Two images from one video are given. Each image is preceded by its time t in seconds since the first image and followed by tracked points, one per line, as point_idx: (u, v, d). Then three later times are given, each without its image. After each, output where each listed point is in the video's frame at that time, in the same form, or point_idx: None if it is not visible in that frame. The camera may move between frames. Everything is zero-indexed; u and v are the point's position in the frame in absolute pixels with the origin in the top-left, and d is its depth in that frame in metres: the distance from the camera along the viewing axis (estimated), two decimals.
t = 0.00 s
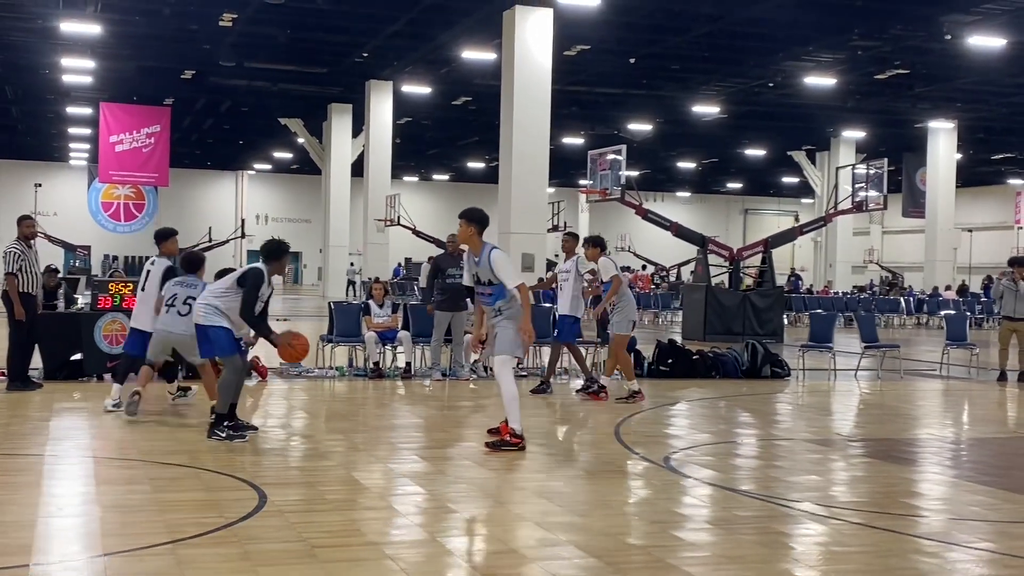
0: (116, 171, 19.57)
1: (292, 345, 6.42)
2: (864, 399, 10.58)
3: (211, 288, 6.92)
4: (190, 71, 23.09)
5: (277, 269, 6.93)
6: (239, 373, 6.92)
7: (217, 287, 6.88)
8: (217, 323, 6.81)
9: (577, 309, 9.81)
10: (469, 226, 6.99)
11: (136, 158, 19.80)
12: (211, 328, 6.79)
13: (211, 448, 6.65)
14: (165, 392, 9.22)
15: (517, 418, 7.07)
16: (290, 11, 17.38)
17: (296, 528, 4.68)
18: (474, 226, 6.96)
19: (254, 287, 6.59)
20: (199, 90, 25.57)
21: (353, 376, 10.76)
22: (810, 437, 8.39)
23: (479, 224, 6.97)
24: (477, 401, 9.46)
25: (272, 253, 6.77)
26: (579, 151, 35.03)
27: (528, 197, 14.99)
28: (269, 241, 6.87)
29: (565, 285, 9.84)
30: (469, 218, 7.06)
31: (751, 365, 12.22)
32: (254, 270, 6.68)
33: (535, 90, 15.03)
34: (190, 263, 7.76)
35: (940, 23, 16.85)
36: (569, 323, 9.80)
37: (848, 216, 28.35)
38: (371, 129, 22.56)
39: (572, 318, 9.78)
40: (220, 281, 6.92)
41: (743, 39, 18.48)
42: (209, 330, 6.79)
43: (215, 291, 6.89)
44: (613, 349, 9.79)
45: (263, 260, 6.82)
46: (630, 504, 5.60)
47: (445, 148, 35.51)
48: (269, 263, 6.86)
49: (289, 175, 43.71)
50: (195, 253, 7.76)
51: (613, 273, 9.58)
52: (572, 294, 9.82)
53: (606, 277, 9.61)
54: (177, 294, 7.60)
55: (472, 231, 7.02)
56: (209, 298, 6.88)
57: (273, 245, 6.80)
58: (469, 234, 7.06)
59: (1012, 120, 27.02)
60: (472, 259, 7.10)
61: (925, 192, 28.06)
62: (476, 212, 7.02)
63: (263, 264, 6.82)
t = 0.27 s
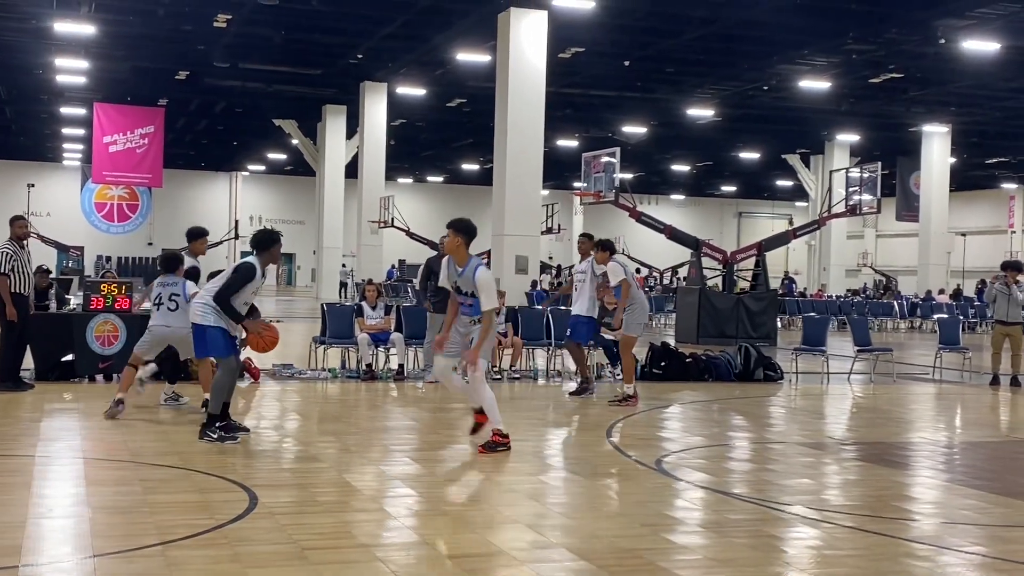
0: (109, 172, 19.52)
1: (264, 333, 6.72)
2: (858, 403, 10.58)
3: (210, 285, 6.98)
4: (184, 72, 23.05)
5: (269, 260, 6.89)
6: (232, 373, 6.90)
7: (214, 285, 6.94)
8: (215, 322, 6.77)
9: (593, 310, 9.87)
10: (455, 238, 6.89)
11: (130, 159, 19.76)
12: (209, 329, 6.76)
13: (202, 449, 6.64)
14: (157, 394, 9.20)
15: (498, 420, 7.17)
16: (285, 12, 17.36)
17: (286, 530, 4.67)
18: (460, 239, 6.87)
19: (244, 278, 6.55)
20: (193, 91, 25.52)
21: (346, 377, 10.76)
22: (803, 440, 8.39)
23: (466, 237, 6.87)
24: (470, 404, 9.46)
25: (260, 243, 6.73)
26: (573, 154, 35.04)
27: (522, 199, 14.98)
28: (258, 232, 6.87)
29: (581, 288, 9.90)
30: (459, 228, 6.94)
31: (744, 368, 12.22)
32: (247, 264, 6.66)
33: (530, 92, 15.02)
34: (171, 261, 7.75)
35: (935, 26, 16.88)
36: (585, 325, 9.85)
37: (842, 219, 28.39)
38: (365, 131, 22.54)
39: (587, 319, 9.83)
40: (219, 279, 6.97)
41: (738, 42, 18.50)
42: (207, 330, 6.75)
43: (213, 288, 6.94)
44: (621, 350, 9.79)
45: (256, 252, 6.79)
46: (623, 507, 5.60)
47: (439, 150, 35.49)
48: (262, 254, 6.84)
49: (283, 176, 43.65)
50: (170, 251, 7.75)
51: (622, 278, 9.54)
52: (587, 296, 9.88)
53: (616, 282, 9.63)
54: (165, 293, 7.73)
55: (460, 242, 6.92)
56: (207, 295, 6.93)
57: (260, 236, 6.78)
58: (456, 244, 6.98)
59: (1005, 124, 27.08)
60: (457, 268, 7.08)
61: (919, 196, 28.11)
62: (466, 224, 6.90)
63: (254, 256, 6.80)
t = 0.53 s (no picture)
0: (96, 172, 19.44)
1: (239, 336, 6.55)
2: (844, 404, 10.62)
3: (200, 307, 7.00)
4: (172, 72, 22.98)
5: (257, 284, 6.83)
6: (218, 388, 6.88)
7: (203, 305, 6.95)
8: (198, 335, 6.77)
9: (604, 315, 9.84)
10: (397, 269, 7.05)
11: (117, 158, 19.68)
12: (192, 340, 6.76)
13: (190, 450, 6.63)
14: (144, 394, 9.17)
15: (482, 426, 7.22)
16: (273, 12, 17.32)
17: (273, 531, 4.66)
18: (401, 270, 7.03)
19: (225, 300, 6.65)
20: (181, 91, 25.44)
21: (334, 378, 10.76)
22: (790, 442, 8.42)
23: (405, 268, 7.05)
24: (458, 405, 9.47)
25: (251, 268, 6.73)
26: (562, 155, 35.06)
27: (510, 200, 14.99)
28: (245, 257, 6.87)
29: (589, 291, 9.81)
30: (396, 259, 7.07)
31: (732, 370, 12.26)
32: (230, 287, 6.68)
33: (518, 93, 15.03)
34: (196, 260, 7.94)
35: (923, 29, 16.95)
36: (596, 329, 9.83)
37: (830, 221, 28.48)
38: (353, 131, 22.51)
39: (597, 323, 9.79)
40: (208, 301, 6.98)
41: (727, 44, 18.54)
42: (189, 342, 6.76)
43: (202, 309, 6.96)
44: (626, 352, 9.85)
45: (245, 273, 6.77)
46: (611, 508, 5.61)
47: (428, 151, 35.45)
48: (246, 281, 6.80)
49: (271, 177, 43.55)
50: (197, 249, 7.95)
51: (633, 281, 9.48)
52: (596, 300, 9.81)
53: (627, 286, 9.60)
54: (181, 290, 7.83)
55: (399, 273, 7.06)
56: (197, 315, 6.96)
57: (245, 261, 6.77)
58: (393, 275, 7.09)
59: (992, 127, 27.22)
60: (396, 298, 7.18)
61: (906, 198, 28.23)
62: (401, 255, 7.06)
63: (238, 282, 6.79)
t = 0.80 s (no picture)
0: (78, 171, 19.31)
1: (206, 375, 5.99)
2: (826, 404, 10.67)
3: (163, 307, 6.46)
4: (154, 70, 22.85)
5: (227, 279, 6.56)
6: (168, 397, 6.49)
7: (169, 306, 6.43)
8: (164, 345, 6.37)
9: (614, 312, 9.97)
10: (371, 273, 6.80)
11: (99, 157, 19.55)
12: (155, 350, 6.35)
13: (169, 449, 6.59)
14: (125, 394, 9.12)
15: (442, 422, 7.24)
16: (256, 11, 17.24)
17: (254, 531, 4.63)
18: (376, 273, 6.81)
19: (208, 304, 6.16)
20: (164, 90, 25.31)
21: (316, 378, 10.74)
22: (772, 441, 8.46)
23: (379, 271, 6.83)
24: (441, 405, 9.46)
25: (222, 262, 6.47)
26: (546, 155, 35.08)
27: (494, 200, 14.98)
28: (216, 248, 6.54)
29: (598, 290, 9.94)
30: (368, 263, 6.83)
31: (714, 370, 12.30)
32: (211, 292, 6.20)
33: (501, 93, 15.02)
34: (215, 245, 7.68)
35: (905, 32, 17.05)
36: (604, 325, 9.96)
37: (812, 222, 28.62)
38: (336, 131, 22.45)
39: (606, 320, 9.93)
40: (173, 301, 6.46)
41: (710, 45, 18.59)
42: (152, 352, 6.35)
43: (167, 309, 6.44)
44: (634, 353, 9.92)
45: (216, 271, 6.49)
46: (595, 508, 5.61)
47: (411, 150, 35.40)
48: (220, 273, 6.54)
49: (254, 176, 43.36)
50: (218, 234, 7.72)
51: (633, 279, 9.58)
52: (606, 298, 9.93)
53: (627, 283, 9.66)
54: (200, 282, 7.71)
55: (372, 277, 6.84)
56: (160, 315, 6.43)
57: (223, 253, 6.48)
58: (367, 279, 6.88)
59: (973, 129, 27.42)
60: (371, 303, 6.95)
61: (888, 199, 28.39)
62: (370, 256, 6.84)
63: (216, 275, 6.49)
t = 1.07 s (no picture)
0: (53, 169, 19.14)
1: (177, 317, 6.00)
2: (802, 403, 10.73)
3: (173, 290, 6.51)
4: (130, 68, 22.68)
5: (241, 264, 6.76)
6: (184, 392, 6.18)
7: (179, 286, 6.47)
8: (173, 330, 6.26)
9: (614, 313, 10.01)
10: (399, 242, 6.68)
11: (75, 155, 19.39)
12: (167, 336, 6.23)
13: (145, 448, 6.55)
14: (100, 394, 9.05)
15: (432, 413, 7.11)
16: (233, 8, 17.16)
17: (231, 530, 4.60)
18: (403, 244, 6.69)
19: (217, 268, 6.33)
20: (140, 87, 25.13)
21: (293, 377, 10.66)
22: (749, 440, 8.50)
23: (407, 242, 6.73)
24: (420, 404, 9.44)
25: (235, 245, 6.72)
26: (524, 154, 35.08)
27: (472, 199, 14.97)
28: (225, 237, 6.78)
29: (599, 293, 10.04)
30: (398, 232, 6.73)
31: (691, 369, 12.34)
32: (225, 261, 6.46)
33: (480, 92, 15.01)
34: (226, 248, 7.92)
35: (881, 32, 17.17)
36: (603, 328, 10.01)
37: (788, 222, 28.78)
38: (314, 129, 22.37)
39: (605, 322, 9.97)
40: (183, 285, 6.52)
41: (688, 45, 18.66)
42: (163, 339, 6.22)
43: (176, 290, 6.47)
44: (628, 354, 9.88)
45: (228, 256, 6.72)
46: (573, 507, 5.61)
47: (389, 149, 35.32)
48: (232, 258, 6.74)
49: (231, 175, 43.12)
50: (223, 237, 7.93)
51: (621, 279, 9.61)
52: (606, 301, 10.01)
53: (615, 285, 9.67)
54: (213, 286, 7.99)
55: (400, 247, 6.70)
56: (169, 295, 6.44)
57: (233, 238, 6.72)
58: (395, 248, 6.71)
59: (947, 129, 27.65)
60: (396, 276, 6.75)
61: (864, 199, 28.57)
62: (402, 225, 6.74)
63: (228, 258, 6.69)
